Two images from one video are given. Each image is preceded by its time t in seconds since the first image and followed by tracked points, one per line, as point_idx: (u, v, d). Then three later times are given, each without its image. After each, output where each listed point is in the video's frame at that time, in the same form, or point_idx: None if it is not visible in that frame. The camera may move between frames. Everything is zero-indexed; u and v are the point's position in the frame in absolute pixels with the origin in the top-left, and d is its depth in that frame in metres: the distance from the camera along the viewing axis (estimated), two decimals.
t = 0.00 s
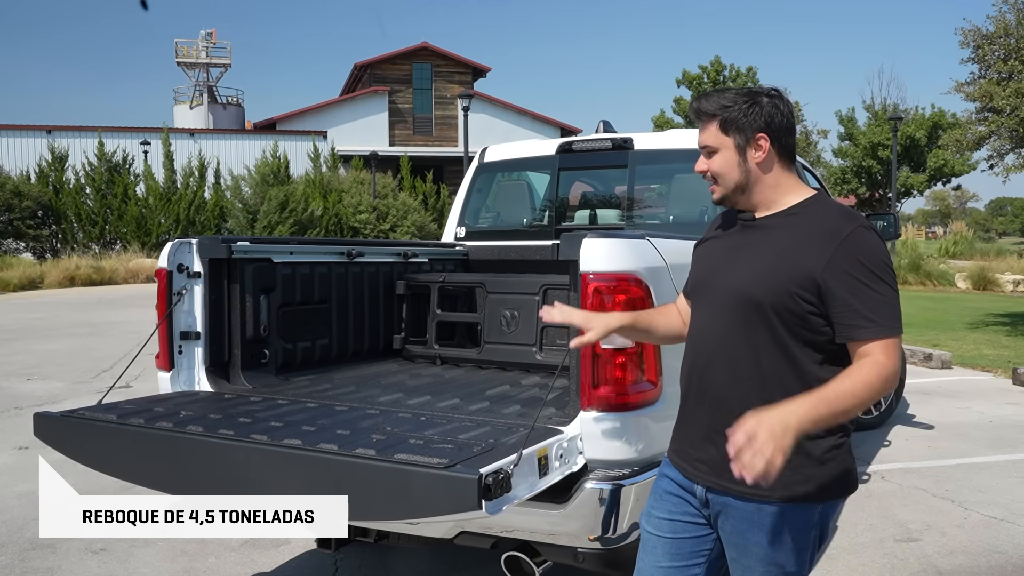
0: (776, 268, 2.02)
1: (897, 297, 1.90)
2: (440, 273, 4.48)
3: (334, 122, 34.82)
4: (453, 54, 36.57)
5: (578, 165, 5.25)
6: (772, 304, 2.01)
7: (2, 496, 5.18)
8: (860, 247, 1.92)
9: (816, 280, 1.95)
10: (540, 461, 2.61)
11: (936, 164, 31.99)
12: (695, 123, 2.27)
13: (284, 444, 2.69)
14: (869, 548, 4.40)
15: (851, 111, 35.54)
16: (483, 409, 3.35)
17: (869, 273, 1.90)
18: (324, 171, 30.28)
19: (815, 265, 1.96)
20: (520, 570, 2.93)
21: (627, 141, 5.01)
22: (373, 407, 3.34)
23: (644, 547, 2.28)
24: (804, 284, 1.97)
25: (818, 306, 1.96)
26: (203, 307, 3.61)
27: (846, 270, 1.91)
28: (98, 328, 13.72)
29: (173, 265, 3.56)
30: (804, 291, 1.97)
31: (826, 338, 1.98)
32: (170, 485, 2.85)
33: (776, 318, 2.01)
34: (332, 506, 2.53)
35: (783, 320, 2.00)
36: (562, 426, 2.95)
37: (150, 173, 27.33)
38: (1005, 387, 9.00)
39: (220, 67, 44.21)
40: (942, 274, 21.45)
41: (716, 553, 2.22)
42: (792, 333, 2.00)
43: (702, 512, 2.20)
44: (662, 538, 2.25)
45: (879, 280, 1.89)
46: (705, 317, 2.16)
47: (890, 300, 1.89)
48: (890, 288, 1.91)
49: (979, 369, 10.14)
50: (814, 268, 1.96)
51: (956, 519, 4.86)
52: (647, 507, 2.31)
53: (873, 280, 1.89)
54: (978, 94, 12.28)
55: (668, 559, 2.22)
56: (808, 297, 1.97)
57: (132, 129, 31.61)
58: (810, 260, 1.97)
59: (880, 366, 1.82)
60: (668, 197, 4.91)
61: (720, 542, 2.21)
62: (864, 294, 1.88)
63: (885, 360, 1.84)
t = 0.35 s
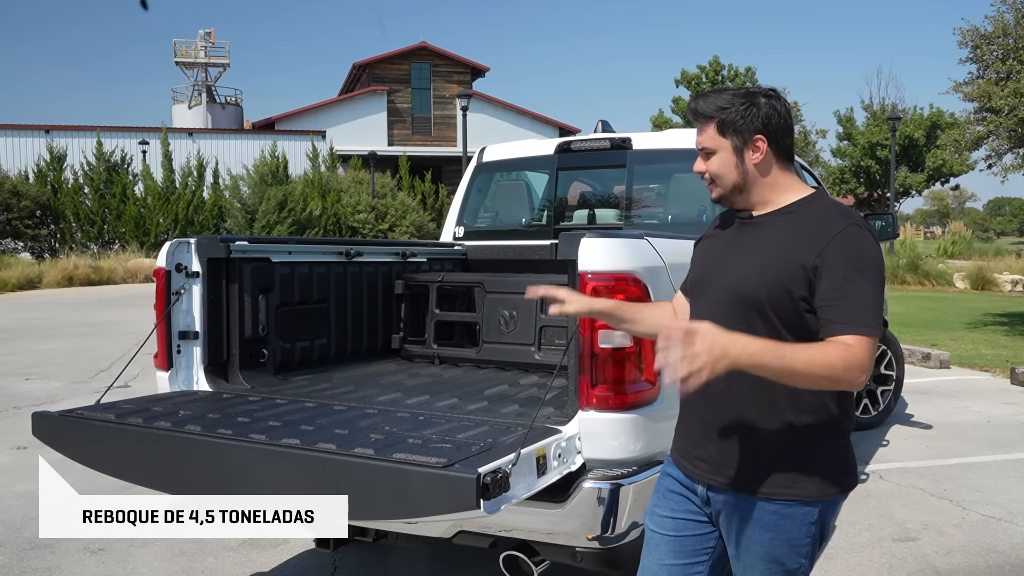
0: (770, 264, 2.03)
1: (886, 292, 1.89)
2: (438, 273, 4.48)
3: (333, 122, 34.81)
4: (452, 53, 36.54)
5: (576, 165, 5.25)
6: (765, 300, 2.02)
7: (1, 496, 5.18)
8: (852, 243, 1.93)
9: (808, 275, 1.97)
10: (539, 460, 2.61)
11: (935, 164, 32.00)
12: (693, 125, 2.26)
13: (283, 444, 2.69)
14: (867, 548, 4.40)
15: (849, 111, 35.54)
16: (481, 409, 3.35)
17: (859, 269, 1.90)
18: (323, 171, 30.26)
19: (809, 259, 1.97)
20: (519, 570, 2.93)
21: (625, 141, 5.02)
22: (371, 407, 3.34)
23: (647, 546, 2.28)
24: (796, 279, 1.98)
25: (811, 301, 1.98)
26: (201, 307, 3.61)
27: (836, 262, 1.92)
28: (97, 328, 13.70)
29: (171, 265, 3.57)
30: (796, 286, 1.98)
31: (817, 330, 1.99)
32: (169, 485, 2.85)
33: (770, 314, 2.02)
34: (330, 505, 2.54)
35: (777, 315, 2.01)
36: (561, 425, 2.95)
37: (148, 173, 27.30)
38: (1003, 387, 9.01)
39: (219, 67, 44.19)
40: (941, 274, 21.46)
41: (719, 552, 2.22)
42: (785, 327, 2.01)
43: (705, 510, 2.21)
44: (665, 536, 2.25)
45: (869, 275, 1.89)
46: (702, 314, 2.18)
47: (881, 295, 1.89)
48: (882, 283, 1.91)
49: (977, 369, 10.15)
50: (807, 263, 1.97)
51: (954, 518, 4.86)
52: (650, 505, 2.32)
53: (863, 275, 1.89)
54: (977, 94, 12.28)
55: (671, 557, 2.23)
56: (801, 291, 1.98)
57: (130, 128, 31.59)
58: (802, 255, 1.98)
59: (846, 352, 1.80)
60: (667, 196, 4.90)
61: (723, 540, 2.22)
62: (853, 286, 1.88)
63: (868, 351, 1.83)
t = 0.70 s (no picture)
0: (764, 268, 2.03)
1: (880, 295, 1.91)
2: (436, 273, 4.48)
3: (331, 122, 34.79)
4: (450, 54, 36.53)
5: (574, 165, 5.25)
6: (761, 305, 2.03)
7: None
8: (844, 248, 1.94)
9: (802, 279, 1.97)
10: (538, 461, 2.61)
11: (932, 164, 32.02)
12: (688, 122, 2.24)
13: (281, 444, 2.69)
14: (865, 548, 4.40)
15: (847, 111, 35.56)
16: (480, 409, 3.35)
17: (851, 273, 1.92)
18: (321, 171, 30.24)
19: (802, 264, 1.98)
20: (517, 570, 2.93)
21: (623, 142, 5.03)
22: (370, 407, 3.34)
23: (646, 545, 2.28)
24: (791, 284, 1.99)
25: (804, 304, 1.99)
26: (199, 307, 3.61)
27: (829, 268, 1.94)
28: (95, 329, 13.66)
29: (169, 265, 3.56)
30: (791, 290, 1.99)
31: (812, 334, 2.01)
32: (167, 485, 2.85)
33: (764, 318, 2.03)
34: (329, 505, 2.54)
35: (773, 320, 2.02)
36: (560, 425, 2.95)
37: (146, 173, 27.27)
38: (1000, 387, 9.02)
39: (217, 66, 44.16)
40: (938, 274, 21.48)
41: (717, 552, 2.23)
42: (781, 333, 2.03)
43: (702, 509, 2.21)
44: (664, 535, 2.25)
45: (862, 279, 1.91)
46: (697, 320, 2.18)
47: (876, 297, 1.90)
48: (877, 286, 1.92)
49: (975, 369, 10.16)
50: (801, 267, 1.98)
51: (952, 518, 4.87)
52: (649, 505, 2.32)
53: (857, 280, 1.91)
54: (974, 95, 12.28)
55: (670, 556, 2.23)
56: (796, 296, 1.99)
57: (128, 128, 31.57)
58: (795, 260, 1.99)
59: (845, 366, 1.85)
60: (665, 197, 4.90)
61: (721, 540, 2.22)
62: (848, 294, 1.90)
63: (858, 356, 1.86)
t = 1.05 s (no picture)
0: (764, 266, 2.03)
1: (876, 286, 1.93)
2: (436, 274, 4.48)
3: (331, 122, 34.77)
4: (450, 54, 36.53)
5: (573, 166, 5.25)
6: (762, 301, 2.03)
7: None
8: (837, 242, 1.95)
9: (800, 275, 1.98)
10: (538, 462, 2.62)
11: (932, 164, 32.04)
12: (713, 105, 2.18)
13: (281, 444, 2.69)
14: (865, 548, 4.40)
15: (847, 111, 35.57)
16: (480, 410, 3.34)
17: (847, 266, 1.92)
18: (321, 171, 30.24)
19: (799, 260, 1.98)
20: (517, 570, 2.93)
21: (623, 142, 5.03)
22: (370, 408, 3.34)
23: (648, 546, 2.28)
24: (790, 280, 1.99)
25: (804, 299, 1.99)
26: (199, 308, 3.61)
27: (823, 264, 1.94)
28: (94, 329, 13.63)
29: (169, 265, 3.56)
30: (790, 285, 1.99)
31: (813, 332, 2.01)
32: (167, 485, 2.85)
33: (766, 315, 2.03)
34: (329, 506, 2.53)
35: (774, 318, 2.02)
36: (560, 426, 2.95)
37: (146, 174, 27.27)
38: (1000, 388, 9.02)
39: (217, 67, 44.15)
40: (938, 274, 21.48)
41: (719, 551, 2.23)
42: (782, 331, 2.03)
43: (705, 510, 2.20)
44: (666, 536, 2.25)
45: (856, 273, 1.92)
46: (699, 323, 2.18)
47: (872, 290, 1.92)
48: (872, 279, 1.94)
49: (975, 369, 10.16)
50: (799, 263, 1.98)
51: (952, 519, 4.87)
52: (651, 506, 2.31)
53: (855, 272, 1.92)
54: (974, 95, 12.28)
55: (672, 557, 2.23)
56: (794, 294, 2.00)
57: (128, 129, 31.56)
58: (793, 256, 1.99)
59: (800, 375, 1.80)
60: (665, 197, 4.91)
61: (723, 540, 2.22)
62: (845, 287, 1.90)
63: (811, 348, 1.83)
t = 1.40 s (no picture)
0: (767, 269, 2.03)
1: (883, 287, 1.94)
2: (437, 274, 4.49)
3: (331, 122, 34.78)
4: (451, 55, 36.53)
5: (574, 166, 5.25)
6: (764, 305, 2.02)
7: None
8: (841, 245, 1.96)
9: (802, 278, 1.98)
10: (539, 462, 2.62)
11: (933, 165, 32.03)
12: (734, 93, 2.19)
13: (282, 445, 2.69)
14: (866, 549, 4.40)
15: (848, 111, 35.55)
16: (480, 409, 3.34)
17: (856, 269, 1.94)
18: (321, 172, 30.24)
19: (802, 264, 1.98)
20: (518, 570, 2.92)
21: (624, 142, 5.03)
22: (371, 408, 3.34)
23: (650, 548, 2.28)
24: (793, 283, 1.99)
25: (809, 302, 1.99)
26: (200, 308, 3.61)
27: (832, 266, 1.95)
28: (95, 330, 13.63)
29: (171, 266, 3.57)
30: (793, 289, 1.99)
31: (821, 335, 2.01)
32: (168, 485, 2.85)
33: (767, 319, 2.03)
34: (331, 506, 2.54)
35: (776, 321, 2.02)
36: (561, 425, 2.95)
37: (147, 175, 27.31)
38: (1001, 388, 9.01)
39: (217, 68, 44.17)
40: (939, 275, 21.46)
41: (721, 553, 2.23)
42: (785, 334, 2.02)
43: (707, 511, 2.21)
44: (668, 538, 2.26)
45: (863, 276, 1.93)
46: (697, 325, 2.18)
47: (878, 292, 1.93)
48: (878, 280, 1.94)
49: (976, 370, 10.16)
50: (802, 267, 1.98)
51: (953, 519, 4.87)
52: (652, 508, 2.32)
53: (860, 275, 1.93)
54: (974, 95, 12.27)
55: (674, 558, 2.23)
56: (796, 296, 1.99)
57: (129, 129, 31.58)
58: (796, 259, 1.99)
59: (863, 369, 1.86)
60: (666, 198, 4.91)
61: (725, 541, 2.22)
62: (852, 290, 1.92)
63: (875, 351, 1.89)
